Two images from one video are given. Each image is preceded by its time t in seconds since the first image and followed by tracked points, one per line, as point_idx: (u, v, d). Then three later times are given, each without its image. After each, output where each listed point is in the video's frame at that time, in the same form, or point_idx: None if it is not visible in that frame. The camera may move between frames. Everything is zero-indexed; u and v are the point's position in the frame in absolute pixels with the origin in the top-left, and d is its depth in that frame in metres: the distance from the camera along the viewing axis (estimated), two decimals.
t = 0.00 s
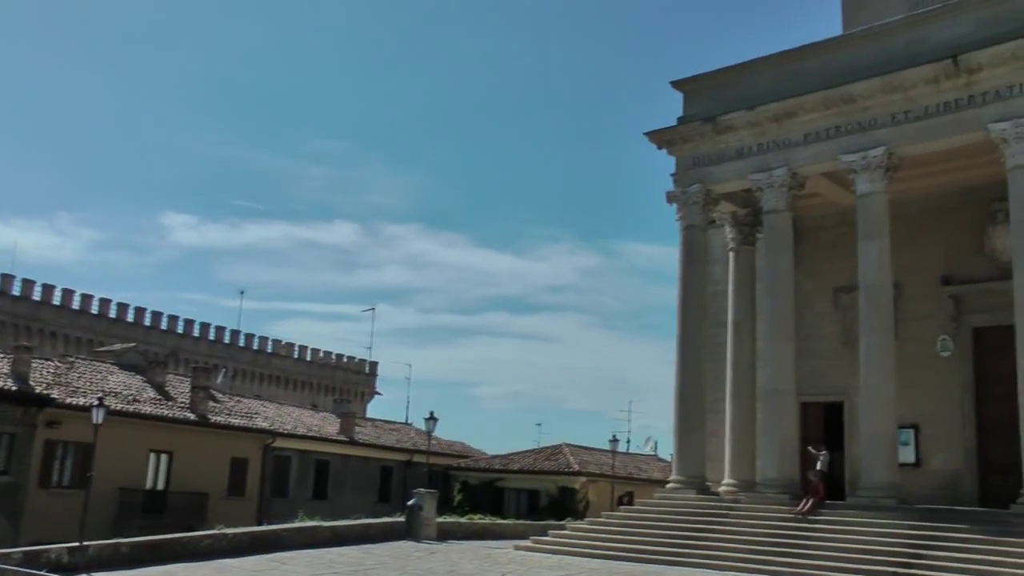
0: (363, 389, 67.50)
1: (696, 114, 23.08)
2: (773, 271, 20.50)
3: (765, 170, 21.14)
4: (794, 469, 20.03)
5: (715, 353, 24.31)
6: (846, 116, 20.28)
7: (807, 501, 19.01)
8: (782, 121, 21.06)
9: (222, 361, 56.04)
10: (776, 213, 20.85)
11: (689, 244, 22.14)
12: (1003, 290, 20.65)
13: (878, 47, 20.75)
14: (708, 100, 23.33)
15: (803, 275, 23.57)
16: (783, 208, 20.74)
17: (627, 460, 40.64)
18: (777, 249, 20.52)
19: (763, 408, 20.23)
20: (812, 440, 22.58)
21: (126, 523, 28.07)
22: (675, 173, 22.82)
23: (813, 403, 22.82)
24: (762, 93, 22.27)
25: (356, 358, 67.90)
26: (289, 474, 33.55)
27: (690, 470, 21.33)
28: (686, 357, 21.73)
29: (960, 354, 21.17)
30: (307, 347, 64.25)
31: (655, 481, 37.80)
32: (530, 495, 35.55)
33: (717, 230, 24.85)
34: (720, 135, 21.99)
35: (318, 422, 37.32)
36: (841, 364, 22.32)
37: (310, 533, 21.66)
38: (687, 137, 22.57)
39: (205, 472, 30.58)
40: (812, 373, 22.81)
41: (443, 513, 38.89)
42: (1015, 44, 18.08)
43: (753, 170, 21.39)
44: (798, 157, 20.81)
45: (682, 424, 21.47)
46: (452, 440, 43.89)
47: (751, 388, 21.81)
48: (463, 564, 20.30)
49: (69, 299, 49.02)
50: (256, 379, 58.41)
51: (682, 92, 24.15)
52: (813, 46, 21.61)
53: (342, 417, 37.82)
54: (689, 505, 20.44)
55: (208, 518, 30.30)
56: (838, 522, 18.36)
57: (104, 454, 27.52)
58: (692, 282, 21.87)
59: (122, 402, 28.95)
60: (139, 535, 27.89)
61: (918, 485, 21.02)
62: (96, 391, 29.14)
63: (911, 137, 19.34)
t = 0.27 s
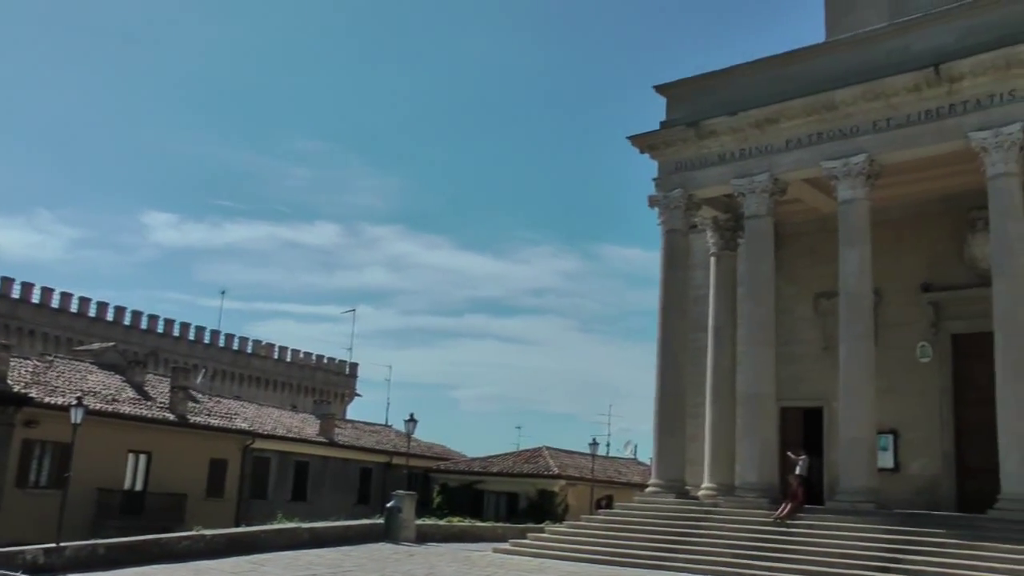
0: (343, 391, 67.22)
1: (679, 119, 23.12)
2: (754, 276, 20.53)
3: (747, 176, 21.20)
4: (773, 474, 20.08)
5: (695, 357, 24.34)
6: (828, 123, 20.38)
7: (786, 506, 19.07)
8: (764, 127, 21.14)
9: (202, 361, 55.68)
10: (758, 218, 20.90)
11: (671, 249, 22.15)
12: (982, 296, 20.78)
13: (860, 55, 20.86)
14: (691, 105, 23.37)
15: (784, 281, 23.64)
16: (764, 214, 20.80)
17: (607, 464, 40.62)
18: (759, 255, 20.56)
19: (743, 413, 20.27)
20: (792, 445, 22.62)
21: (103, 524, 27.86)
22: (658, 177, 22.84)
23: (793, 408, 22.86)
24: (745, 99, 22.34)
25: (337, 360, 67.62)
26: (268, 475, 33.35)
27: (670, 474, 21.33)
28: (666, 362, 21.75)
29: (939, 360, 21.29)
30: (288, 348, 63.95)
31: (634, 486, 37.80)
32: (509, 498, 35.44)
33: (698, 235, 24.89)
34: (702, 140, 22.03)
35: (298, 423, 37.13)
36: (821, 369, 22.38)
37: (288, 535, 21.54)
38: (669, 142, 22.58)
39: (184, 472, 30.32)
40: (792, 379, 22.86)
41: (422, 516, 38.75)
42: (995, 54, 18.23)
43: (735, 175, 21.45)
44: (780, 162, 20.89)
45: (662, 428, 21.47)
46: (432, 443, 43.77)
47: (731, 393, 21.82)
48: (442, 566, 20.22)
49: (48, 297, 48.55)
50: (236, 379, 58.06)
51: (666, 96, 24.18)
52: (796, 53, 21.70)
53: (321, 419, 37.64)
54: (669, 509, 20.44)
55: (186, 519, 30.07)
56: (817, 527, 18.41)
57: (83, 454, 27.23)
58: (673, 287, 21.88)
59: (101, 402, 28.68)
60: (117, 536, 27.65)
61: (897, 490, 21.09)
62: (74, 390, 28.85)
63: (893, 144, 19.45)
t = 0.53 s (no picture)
0: (321, 393, 66.92)
1: (658, 123, 23.16)
2: (732, 280, 20.59)
3: (725, 180, 21.28)
4: (750, 477, 20.15)
5: (673, 360, 24.39)
6: (806, 128, 20.50)
7: (762, 509, 19.15)
8: (743, 131, 21.22)
9: (179, 362, 55.25)
10: (736, 222, 20.98)
11: (649, 252, 22.17)
12: (957, 301, 20.96)
13: (838, 60, 21.01)
14: (670, 108, 23.42)
15: (762, 285, 23.73)
16: (742, 218, 20.88)
17: (584, 466, 40.65)
18: (736, 258, 20.63)
19: (720, 416, 20.34)
20: (769, 448, 22.69)
21: (77, 527, 27.65)
22: (636, 180, 22.85)
23: (769, 411, 22.94)
24: (724, 103, 22.42)
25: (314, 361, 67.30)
26: (244, 477, 33.12)
27: (646, 477, 21.36)
28: (644, 365, 21.77)
29: (914, 364, 21.47)
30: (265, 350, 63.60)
31: (611, 488, 37.84)
32: (486, 500, 35.37)
33: (676, 238, 24.96)
34: (681, 144, 22.07)
35: (274, 425, 36.90)
36: (798, 373, 22.49)
37: (264, 538, 21.39)
38: (648, 145, 22.59)
39: (159, 475, 30.06)
40: (769, 382, 22.95)
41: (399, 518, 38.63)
42: (972, 61, 18.42)
43: (714, 179, 21.52)
44: (758, 167, 20.98)
45: (639, 431, 21.50)
46: (409, 445, 43.63)
47: (708, 396, 21.86)
48: (419, 569, 20.17)
49: (23, 298, 47.98)
50: (213, 381, 57.67)
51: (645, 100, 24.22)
52: (774, 58, 21.82)
53: (298, 421, 37.43)
54: (646, 512, 20.48)
55: (161, 522, 29.80)
56: (793, 529, 18.52)
57: (58, 456, 26.91)
58: (651, 290, 21.92)
59: (77, 403, 28.35)
60: (90, 539, 27.51)
61: (872, 492, 21.21)
62: (49, 392, 28.50)
63: (870, 149, 19.62)
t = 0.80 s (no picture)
0: (296, 395, 66.56)
1: (635, 126, 23.24)
2: (707, 283, 20.69)
3: (702, 183, 21.37)
4: (724, 480, 20.27)
5: (648, 363, 24.48)
6: (782, 132, 20.67)
7: (737, 511, 19.29)
8: (719, 135, 21.33)
9: (153, 364, 54.75)
10: (712, 225, 21.09)
11: (625, 255, 22.22)
12: (930, 305, 21.15)
13: (814, 65, 21.19)
14: (646, 111, 23.50)
15: (737, 288, 23.85)
16: (718, 221, 20.98)
17: (559, 468, 40.72)
18: (712, 261, 20.74)
19: (695, 419, 20.44)
20: (743, 451, 22.81)
21: (51, 531, 27.32)
22: (612, 183, 22.88)
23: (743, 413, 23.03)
24: (701, 106, 22.54)
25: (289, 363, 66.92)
26: (219, 480, 32.86)
27: (621, 479, 21.43)
28: (620, 367, 21.82)
29: (888, 367, 21.60)
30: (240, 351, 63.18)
31: (586, 491, 37.93)
32: (461, 502, 35.34)
33: (652, 241, 25.05)
34: (657, 146, 22.14)
35: (249, 427, 36.65)
36: (772, 375, 22.65)
37: (239, 541, 21.25)
38: (624, 148, 22.63)
39: (133, 478, 29.74)
40: (743, 384, 23.06)
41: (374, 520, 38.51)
42: (947, 68, 18.69)
43: (690, 182, 21.62)
44: (733, 170, 21.10)
45: (615, 433, 21.55)
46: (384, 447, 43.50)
47: (683, 398, 21.91)
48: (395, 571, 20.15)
49: None
50: (187, 383, 57.21)
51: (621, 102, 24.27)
52: (750, 62, 21.97)
53: (273, 423, 37.20)
54: (620, 514, 20.57)
55: (135, 525, 29.49)
56: (767, 531, 18.72)
57: (31, 459, 26.58)
58: (626, 292, 21.98)
59: (50, 406, 28.00)
60: (64, 542, 27.25)
61: (845, 494, 21.32)
62: (22, 394, 28.13)
63: (846, 154, 19.83)
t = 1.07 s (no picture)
0: (273, 396, 66.20)
1: (613, 127, 23.31)
2: (684, 284, 20.75)
3: (679, 184, 21.45)
4: (701, 480, 20.40)
5: (626, 363, 24.57)
6: (759, 135, 20.82)
7: (713, 512, 19.44)
8: (697, 137, 21.41)
9: (130, 366, 54.29)
10: (689, 227, 21.15)
11: (602, 256, 22.28)
12: (907, 308, 21.18)
13: (791, 67, 21.36)
14: (624, 113, 23.56)
15: (715, 289, 23.94)
16: (695, 222, 21.05)
17: (537, 469, 40.78)
18: (689, 262, 20.81)
19: (672, 419, 20.53)
20: (720, 451, 22.90)
21: (27, 534, 27.02)
22: (590, 184, 22.92)
23: (720, 414, 23.13)
24: (678, 108, 22.63)
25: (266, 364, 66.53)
26: (196, 482, 32.62)
27: (599, 480, 21.50)
28: (598, 369, 21.86)
29: (863, 368, 21.63)
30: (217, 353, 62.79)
31: (563, 491, 38.03)
32: (439, 503, 35.31)
33: (630, 242, 25.12)
34: (634, 148, 22.18)
35: (226, 429, 36.43)
36: (748, 376, 22.77)
37: (217, 543, 21.15)
38: (602, 149, 22.68)
39: (110, 480, 29.45)
40: (720, 385, 23.14)
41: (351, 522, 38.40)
42: (924, 70, 19.00)
43: (668, 183, 21.68)
44: (710, 172, 21.21)
45: (592, 434, 21.60)
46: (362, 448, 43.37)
47: (660, 399, 21.98)
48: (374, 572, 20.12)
49: None
50: (164, 385, 56.79)
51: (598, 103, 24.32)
52: (727, 64, 22.10)
53: (250, 424, 37.00)
54: (598, 514, 20.64)
55: (113, 528, 29.20)
56: (744, 530, 18.89)
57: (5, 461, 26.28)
58: (604, 293, 22.03)
59: (26, 408, 27.70)
60: (40, 545, 26.95)
61: (821, 495, 21.36)
62: None
63: (823, 156, 20.04)
